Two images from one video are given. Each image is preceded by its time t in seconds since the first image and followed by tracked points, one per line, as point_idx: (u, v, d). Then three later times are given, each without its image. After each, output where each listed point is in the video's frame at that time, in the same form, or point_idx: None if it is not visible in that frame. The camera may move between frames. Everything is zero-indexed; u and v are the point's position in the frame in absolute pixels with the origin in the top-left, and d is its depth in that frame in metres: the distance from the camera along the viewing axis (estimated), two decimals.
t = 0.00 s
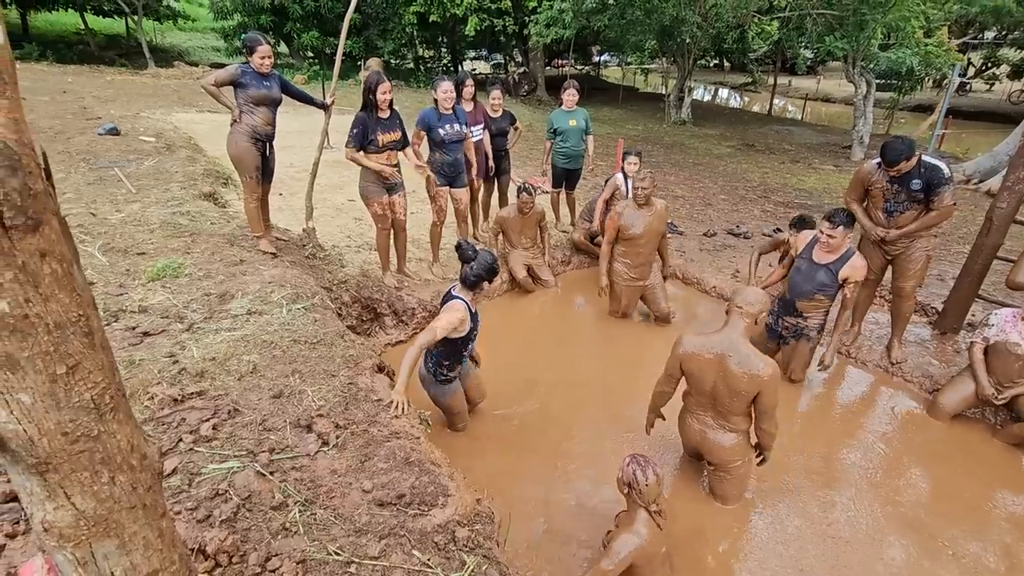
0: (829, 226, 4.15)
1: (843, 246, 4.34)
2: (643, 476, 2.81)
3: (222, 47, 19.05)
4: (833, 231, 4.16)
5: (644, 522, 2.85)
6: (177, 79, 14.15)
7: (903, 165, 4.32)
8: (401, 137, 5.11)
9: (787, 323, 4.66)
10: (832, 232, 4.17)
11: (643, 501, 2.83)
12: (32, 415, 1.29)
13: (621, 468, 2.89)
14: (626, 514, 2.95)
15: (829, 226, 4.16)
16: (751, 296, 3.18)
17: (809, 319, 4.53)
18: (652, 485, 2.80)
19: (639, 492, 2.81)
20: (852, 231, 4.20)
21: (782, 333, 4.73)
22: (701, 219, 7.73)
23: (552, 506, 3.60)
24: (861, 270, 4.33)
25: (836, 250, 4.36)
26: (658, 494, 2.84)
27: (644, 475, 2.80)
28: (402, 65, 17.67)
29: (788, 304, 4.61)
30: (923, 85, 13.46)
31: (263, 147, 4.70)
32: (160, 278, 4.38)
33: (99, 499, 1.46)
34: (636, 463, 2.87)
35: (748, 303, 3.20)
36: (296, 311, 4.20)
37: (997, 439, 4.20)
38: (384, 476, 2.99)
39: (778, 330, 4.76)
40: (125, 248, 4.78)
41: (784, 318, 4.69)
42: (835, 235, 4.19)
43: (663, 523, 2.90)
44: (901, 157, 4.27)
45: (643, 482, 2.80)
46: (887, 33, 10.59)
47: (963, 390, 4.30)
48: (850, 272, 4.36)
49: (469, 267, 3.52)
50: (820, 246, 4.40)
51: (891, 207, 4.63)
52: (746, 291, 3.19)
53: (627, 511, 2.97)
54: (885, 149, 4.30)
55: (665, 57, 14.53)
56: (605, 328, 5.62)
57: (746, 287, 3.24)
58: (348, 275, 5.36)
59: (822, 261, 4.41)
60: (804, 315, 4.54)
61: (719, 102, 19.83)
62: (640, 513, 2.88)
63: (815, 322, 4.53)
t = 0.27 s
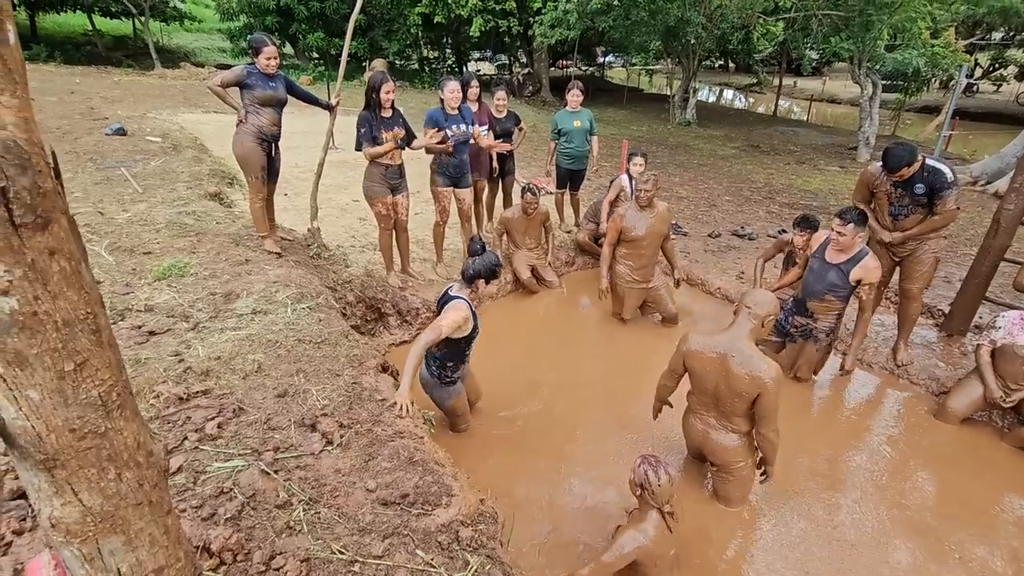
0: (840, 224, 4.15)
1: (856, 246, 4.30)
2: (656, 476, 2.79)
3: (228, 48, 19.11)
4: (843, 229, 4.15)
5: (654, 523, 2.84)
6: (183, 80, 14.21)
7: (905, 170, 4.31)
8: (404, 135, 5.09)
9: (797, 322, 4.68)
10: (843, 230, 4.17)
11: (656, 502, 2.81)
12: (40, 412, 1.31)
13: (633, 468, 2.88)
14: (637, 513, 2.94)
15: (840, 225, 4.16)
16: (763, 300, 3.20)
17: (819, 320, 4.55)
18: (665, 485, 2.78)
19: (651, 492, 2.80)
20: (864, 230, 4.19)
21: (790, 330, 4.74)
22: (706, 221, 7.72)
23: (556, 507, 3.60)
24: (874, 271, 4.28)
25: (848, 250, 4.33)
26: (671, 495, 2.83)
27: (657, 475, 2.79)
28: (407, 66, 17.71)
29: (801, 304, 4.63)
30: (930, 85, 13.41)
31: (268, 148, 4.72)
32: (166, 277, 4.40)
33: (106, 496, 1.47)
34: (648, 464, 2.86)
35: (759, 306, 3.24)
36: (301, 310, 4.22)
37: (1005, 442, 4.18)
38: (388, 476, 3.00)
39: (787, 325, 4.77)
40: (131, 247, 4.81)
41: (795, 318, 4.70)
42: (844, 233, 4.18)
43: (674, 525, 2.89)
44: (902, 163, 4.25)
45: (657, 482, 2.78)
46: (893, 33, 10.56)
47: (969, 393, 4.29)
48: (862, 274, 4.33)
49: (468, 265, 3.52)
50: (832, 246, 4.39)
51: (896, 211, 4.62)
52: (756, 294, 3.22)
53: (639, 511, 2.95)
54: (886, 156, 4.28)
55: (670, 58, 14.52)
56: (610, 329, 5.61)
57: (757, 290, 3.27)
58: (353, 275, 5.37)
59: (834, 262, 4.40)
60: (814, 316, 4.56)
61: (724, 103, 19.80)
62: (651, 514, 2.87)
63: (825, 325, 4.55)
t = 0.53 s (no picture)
0: (837, 223, 4.18)
1: (862, 247, 4.29)
2: (663, 481, 2.80)
3: (233, 49, 19.19)
4: (841, 228, 4.17)
5: (658, 527, 2.85)
6: (188, 81, 14.26)
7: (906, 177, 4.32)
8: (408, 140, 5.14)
9: (802, 320, 4.67)
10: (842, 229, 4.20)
11: (661, 506, 2.82)
12: (46, 412, 1.31)
13: (641, 472, 2.89)
14: (642, 518, 2.95)
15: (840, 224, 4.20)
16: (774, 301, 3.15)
17: (822, 321, 4.54)
18: (671, 491, 2.80)
19: (658, 497, 2.81)
20: (865, 231, 4.18)
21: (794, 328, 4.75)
22: (710, 222, 7.71)
23: (560, 508, 3.61)
24: (876, 275, 4.21)
25: (853, 251, 4.33)
26: (677, 501, 2.83)
27: (664, 481, 2.79)
28: (411, 67, 17.74)
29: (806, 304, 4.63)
30: (935, 86, 13.36)
31: (273, 149, 4.74)
32: (171, 278, 4.42)
33: (111, 496, 1.48)
34: (655, 469, 2.86)
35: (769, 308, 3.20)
36: (305, 311, 4.23)
37: (1010, 445, 4.17)
38: (390, 477, 3.00)
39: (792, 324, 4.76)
40: (137, 247, 4.83)
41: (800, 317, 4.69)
42: (843, 233, 4.19)
43: (678, 531, 2.89)
44: (903, 171, 4.27)
45: (663, 488, 2.79)
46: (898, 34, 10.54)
47: (975, 395, 4.27)
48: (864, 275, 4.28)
49: (463, 262, 3.54)
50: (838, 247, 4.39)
51: (899, 214, 4.62)
52: (767, 294, 3.18)
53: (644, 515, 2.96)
54: (888, 164, 4.31)
55: (674, 58, 14.52)
56: (613, 330, 5.62)
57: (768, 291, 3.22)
58: (356, 276, 5.39)
59: (839, 262, 4.41)
60: (819, 316, 4.55)
61: (728, 104, 19.78)
62: (656, 518, 2.88)
63: (829, 325, 4.53)
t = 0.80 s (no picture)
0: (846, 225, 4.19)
1: (868, 249, 4.30)
2: (662, 487, 2.79)
3: (237, 50, 19.24)
4: (848, 229, 4.19)
5: (659, 533, 2.85)
6: (192, 82, 14.31)
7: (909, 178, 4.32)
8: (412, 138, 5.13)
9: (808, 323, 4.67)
10: (848, 230, 4.20)
11: (661, 512, 2.81)
12: (50, 412, 1.32)
13: (642, 476, 2.88)
14: (644, 523, 2.95)
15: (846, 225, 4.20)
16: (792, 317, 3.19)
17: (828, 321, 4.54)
18: (671, 497, 2.78)
19: (657, 503, 2.80)
20: (872, 234, 4.18)
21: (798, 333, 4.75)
22: (712, 223, 7.71)
23: (561, 509, 3.60)
24: (880, 276, 4.20)
25: (858, 253, 4.34)
26: (679, 506, 2.83)
27: (663, 487, 2.78)
28: (414, 67, 17.77)
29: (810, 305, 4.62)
30: (940, 88, 13.33)
31: (275, 149, 4.74)
32: (174, 278, 4.44)
33: (114, 496, 1.48)
34: (656, 474, 2.86)
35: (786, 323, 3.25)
36: (307, 311, 4.24)
37: (1014, 448, 4.16)
38: (392, 477, 3.01)
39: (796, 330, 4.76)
40: (140, 248, 4.84)
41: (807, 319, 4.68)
42: (851, 234, 4.21)
43: (679, 536, 2.89)
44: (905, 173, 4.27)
45: (663, 494, 2.78)
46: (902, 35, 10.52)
47: (978, 398, 4.26)
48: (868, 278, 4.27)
49: (458, 262, 3.54)
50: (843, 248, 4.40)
51: (902, 216, 4.62)
52: (786, 311, 3.21)
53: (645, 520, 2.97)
54: (889, 166, 4.30)
55: (677, 60, 14.51)
56: (615, 332, 5.61)
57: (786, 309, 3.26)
58: (359, 277, 5.40)
59: (844, 263, 4.40)
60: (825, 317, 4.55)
61: (732, 106, 19.77)
62: (657, 523, 2.88)
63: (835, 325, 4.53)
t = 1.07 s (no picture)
0: (845, 221, 4.21)
1: (869, 248, 4.30)
2: (665, 488, 2.79)
3: (239, 50, 19.27)
4: (848, 227, 4.19)
5: (662, 537, 2.86)
6: (195, 82, 14.33)
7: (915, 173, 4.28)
8: (412, 140, 5.14)
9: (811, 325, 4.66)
10: (849, 229, 4.21)
11: (665, 514, 2.81)
12: (53, 410, 1.32)
13: (644, 479, 2.88)
14: (647, 526, 2.95)
15: (846, 224, 4.20)
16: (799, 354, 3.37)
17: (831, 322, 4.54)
18: (674, 498, 2.78)
19: (660, 504, 2.79)
20: (872, 229, 4.18)
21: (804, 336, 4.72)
22: (714, 224, 7.71)
23: (563, 511, 3.60)
24: (887, 273, 4.23)
25: (860, 252, 4.34)
26: (683, 508, 2.83)
27: (666, 488, 2.78)
28: (416, 68, 17.78)
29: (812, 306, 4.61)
30: (943, 89, 13.30)
31: (277, 149, 4.75)
32: (176, 277, 4.44)
33: (116, 494, 1.49)
34: (659, 475, 2.86)
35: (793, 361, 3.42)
36: (309, 311, 4.25)
37: (1016, 450, 4.16)
38: (393, 477, 3.01)
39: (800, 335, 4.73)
40: (142, 247, 4.85)
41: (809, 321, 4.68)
42: (851, 231, 4.21)
43: (682, 539, 2.89)
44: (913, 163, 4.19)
45: (666, 495, 2.78)
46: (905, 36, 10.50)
47: (981, 399, 4.25)
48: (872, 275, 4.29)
49: (458, 262, 3.54)
50: (845, 247, 4.40)
51: (906, 214, 4.61)
52: (793, 350, 3.40)
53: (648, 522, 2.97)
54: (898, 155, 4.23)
55: (679, 60, 14.50)
56: (616, 333, 5.60)
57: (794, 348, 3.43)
58: (360, 277, 5.40)
59: (847, 263, 4.40)
60: (827, 318, 4.55)
61: (733, 106, 19.76)
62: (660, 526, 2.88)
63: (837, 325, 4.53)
